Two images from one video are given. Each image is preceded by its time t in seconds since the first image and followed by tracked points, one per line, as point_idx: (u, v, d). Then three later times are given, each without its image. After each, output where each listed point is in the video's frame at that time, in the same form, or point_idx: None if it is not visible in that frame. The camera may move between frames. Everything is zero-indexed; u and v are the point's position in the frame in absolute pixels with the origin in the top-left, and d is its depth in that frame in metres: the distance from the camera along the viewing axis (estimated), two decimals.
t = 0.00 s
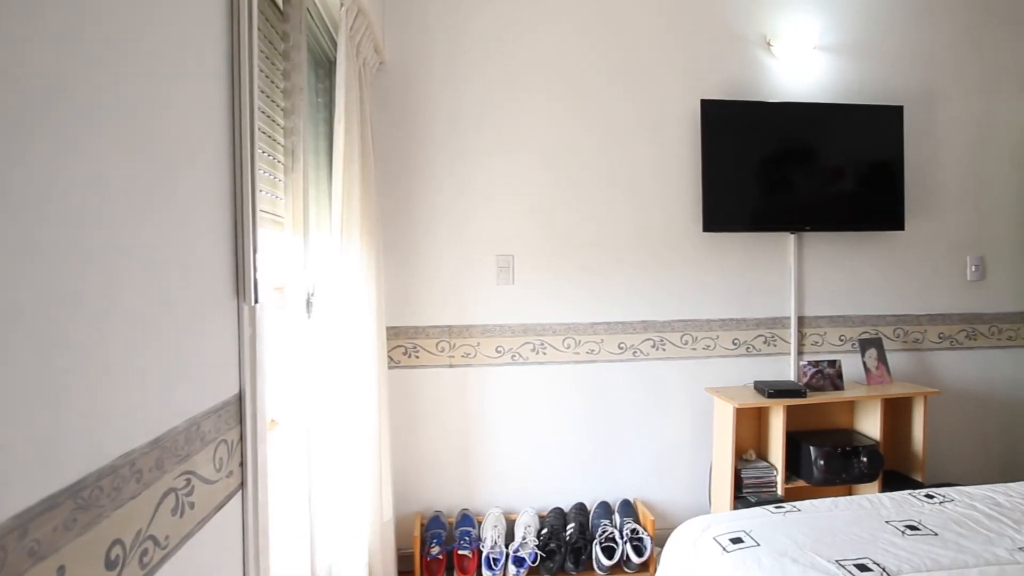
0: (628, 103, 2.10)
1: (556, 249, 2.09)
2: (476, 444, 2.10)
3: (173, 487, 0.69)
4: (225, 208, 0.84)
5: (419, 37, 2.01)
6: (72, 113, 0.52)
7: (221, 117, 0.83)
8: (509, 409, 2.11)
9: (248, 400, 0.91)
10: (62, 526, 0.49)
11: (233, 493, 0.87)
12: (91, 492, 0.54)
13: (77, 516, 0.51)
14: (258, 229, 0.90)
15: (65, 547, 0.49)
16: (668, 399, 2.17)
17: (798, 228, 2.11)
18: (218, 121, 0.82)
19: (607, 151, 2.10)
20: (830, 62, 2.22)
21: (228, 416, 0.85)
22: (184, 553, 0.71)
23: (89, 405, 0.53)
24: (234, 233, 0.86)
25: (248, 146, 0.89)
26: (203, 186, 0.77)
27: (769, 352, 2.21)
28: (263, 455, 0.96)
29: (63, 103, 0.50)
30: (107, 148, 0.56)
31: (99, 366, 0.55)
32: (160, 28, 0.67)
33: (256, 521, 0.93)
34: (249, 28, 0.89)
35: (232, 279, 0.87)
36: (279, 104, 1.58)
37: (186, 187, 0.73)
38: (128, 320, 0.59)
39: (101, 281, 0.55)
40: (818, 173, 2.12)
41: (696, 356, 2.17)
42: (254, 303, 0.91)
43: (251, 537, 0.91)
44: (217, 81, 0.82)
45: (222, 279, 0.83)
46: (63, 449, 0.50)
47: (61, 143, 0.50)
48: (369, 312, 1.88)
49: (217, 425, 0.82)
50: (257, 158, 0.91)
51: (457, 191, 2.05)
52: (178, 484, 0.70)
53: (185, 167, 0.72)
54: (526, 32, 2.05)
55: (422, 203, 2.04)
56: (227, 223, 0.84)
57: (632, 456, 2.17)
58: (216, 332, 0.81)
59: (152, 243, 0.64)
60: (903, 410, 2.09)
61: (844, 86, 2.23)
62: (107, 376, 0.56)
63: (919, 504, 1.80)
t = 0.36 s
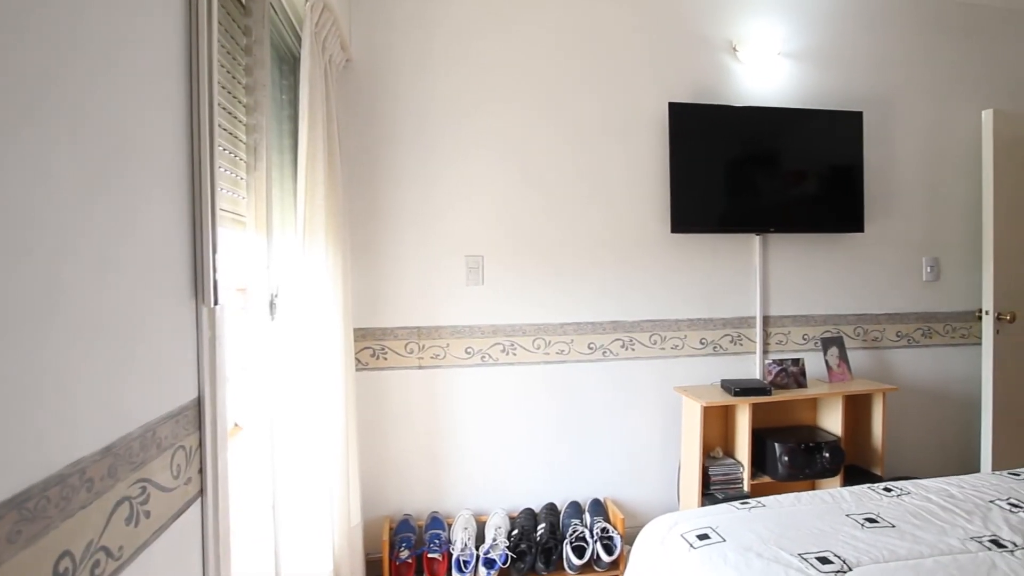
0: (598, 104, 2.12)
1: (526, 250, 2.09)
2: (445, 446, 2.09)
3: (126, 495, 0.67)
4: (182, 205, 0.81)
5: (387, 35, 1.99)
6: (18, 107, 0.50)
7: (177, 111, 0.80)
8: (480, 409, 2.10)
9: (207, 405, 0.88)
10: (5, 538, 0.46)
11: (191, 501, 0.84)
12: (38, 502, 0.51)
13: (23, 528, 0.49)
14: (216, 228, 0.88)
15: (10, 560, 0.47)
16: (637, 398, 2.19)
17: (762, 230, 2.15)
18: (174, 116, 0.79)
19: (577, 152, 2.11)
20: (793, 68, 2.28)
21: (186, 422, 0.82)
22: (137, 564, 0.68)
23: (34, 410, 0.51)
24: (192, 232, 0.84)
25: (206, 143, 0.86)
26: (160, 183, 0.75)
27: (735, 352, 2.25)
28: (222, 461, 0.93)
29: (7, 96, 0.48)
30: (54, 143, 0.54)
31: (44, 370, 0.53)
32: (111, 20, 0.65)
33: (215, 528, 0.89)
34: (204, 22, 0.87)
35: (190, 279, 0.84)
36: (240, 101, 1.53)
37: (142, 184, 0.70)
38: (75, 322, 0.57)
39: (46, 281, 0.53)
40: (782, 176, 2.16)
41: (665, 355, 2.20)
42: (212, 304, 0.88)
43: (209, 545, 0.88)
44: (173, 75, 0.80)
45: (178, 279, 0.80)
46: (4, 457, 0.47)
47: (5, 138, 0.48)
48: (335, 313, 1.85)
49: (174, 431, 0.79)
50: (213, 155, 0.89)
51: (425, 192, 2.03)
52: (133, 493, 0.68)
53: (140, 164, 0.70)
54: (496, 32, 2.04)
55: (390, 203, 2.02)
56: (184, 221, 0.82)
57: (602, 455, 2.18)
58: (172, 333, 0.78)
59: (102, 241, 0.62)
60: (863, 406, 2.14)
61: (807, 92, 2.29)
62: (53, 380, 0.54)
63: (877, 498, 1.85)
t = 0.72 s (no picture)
0: (569, 105, 2.12)
1: (497, 250, 2.09)
2: (416, 448, 2.07)
3: (81, 504, 0.64)
4: (142, 204, 0.79)
5: (356, 32, 1.97)
6: None
7: (138, 107, 0.78)
8: (451, 411, 2.09)
9: (168, 409, 0.85)
10: None
11: (151, 509, 0.81)
12: None
13: None
14: (177, 228, 0.86)
15: None
16: (609, 398, 2.21)
17: (730, 231, 2.19)
18: (134, 111, 0.77)
19: (548, 153, 2.11)
20: (760, 72, 2.32)
21: (145, 427, 0.80)
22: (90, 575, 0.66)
23: None
24: (152, 232, 0.82)
25: (167, 140, 0.84)
26: (117, 181, 0.73)
27: (704, 351, 2.28)
28: (184, 465, 0.90)
29: None
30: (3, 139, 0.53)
31: None
32: (64, 13, 0.63)
33: (176, 535, 0.87)
34: (167, 15, 0.85)
35: (150, 280, 0.82)
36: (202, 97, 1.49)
37: (97, 182, 0.68)
38: (24, 324, 0.55)
39: None
40: (749, 179, 2.21)
41: (636, 355, 2.22)
42: (173, 306, 0.86)
43: (170, 553, 0.85)
44: (134, 69, 0.78)
45: (137, 279, 0.78)
46: None
47: None
48: (303, 314, 1.81)
49: (132, 437, 0.76)
50: (175, 152, 0.87)
51: (395, 191, 2.01)
52: (88, 501, 0.65)
53: (96, 160, 0.68)
54: (466, 32, 2.04)
55: (360, 203, 1.99)
56: (143, 221, 0.80)
57: (574, 454, 2.19)
58: (130, 335, 0.76)
59: (53, 240, 0.60)
60: (827, 403, 2.20)
61: (773, 96, 2.34)
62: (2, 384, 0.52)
63: (840, 492, 1.90)
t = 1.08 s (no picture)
0: (541, 106, 2.13)
1: (470, 251, 2.08)
2: (389, 450, 2.05)
3: (36, 514, 0.61)
4: (100, 201, 0.77)
5: (326, 30, 1.94)
6: None
7: (96, 102, 0.76)
8: (424, 412, 2.07)
9: (128, 414, 0.82)
10: None
11: (110, 518, 0.78)
12: None
13: None
14: (137, 227, 0.84)
15: None
16: (581, 398, 2.22)
17: (700, 231, 2.22)
18: (92, 107, 0.76)
19: (520, 154, 2.12)
20: (728, 76, 2.37)
21: (103, 433, 0.77)
22: None
23: None
24: (110, 230, 0.80)
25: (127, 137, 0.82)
26: (73, 177, 0.71)
27: (675, 350, 2.31)
28: (146, 472, 0.87)
29: None
30: None
31: None
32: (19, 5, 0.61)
33: (137, 544, 0.84)
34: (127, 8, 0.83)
35: (108, 280, 0.80)
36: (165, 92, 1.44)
37: (52, 179, 0.67)
38: None
39: None
40: (718, 181, 2.25)
41: (608, 355, 2.24)
42: (133, 308, 0.84)
43: (129, 563, 0.82)
44: (93, 64, 0.76)
45: (94, 279, 0.76)
46: None
47: None
48: (271, 315, 1.77)
49: (90, 443, 0.73)
50: (135, 149, 0.85)
51: (366, 191, 1.99)
52: (43, 511, 0.63)
53: (52, 155, 0.67)
54: (438, 31, 2.03)
55: (330, 203, 1.97)
56: (101, 219, 0.78)
57: (548, 454, 2.20)
58: (86, 337, 0.74)
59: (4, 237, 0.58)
60: (793, 401, 2.25)
61: (741, 100, 2.39)
62: None
63: (806, 486, 1.95)
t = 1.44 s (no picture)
0: (514, 107, 2.14)
1: (443, 251, 2.07)
2: (361, 453, 2.03)
3: None
4: (58, 200, 0.75)
5: (296, 27, 1.92)
6: None
7: (54, 98, 0.74)
8: (397, 414, 2.06)
9: (88, 418, 0.80)
10: None
11: (69, 526, 0.76)
12: None
13: None
14: (97, 226, 0.82)
15: None
16: (555, 398, 2.23)
17: (672, 232, 2.25)
18: (50, 102, 0.74)
19: (493, 154, 2.12)
20: (699, 80, 2.40)
21: (62, 438, 0.75)
22: None
23: None
24: (68, 230, 0.77)
25: (85, 133, 0.79)
26: (30, 174, 0.69)
27: (648, 350, 2.34)
28: (106, 478, 0.85)
29: None
30: None
31: None
32: None
33: (97, 553, 0.82)
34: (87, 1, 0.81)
35: (66, 281, 0.77)
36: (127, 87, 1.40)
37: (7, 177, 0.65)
38: None
39: None
40: (690, 182, 2.28)
41: (581, 355, 2.25)
42: (93, 309, 0.82)
43: (89, 572, 0.80)
44: (51, 60, 0.74)
45: (51, 280, 0.74)
46: None
47: None
48: (239, 316, 1.74)
49: (47, 449, 0.71)
50: (96, 146, 0.83)
51: (337, 189, 1.97)
52: None
53: (7, 151, 0.65)
54: (411, 30, 2.02)
55: (300, 202, 1.94)
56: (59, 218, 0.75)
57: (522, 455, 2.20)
58: (43, 340, 0.72)
59: None
60: (762, 398, 2.29)
61: (712, 103, 2.43)
62: None
63: (774, 482, 1.98)
